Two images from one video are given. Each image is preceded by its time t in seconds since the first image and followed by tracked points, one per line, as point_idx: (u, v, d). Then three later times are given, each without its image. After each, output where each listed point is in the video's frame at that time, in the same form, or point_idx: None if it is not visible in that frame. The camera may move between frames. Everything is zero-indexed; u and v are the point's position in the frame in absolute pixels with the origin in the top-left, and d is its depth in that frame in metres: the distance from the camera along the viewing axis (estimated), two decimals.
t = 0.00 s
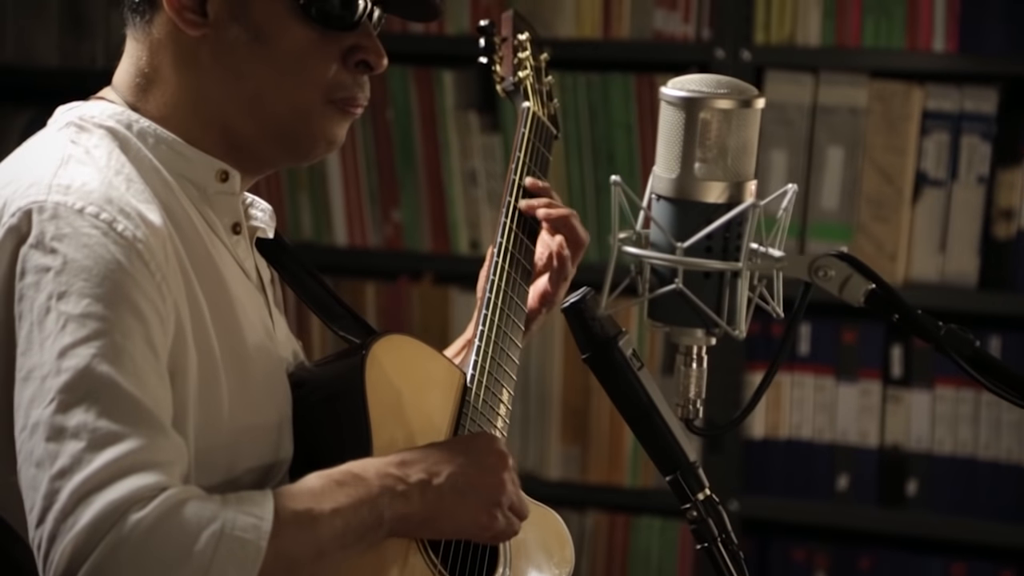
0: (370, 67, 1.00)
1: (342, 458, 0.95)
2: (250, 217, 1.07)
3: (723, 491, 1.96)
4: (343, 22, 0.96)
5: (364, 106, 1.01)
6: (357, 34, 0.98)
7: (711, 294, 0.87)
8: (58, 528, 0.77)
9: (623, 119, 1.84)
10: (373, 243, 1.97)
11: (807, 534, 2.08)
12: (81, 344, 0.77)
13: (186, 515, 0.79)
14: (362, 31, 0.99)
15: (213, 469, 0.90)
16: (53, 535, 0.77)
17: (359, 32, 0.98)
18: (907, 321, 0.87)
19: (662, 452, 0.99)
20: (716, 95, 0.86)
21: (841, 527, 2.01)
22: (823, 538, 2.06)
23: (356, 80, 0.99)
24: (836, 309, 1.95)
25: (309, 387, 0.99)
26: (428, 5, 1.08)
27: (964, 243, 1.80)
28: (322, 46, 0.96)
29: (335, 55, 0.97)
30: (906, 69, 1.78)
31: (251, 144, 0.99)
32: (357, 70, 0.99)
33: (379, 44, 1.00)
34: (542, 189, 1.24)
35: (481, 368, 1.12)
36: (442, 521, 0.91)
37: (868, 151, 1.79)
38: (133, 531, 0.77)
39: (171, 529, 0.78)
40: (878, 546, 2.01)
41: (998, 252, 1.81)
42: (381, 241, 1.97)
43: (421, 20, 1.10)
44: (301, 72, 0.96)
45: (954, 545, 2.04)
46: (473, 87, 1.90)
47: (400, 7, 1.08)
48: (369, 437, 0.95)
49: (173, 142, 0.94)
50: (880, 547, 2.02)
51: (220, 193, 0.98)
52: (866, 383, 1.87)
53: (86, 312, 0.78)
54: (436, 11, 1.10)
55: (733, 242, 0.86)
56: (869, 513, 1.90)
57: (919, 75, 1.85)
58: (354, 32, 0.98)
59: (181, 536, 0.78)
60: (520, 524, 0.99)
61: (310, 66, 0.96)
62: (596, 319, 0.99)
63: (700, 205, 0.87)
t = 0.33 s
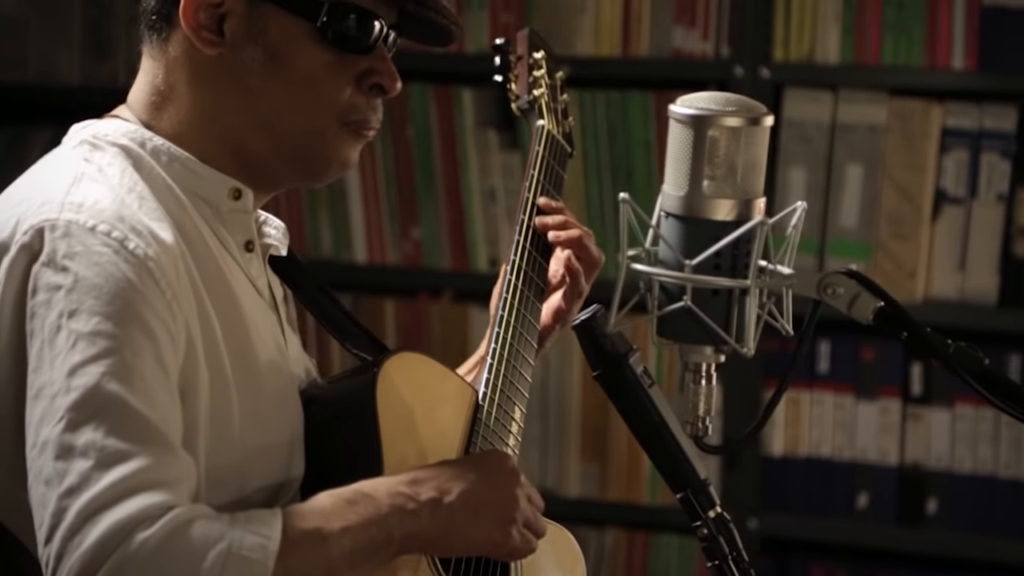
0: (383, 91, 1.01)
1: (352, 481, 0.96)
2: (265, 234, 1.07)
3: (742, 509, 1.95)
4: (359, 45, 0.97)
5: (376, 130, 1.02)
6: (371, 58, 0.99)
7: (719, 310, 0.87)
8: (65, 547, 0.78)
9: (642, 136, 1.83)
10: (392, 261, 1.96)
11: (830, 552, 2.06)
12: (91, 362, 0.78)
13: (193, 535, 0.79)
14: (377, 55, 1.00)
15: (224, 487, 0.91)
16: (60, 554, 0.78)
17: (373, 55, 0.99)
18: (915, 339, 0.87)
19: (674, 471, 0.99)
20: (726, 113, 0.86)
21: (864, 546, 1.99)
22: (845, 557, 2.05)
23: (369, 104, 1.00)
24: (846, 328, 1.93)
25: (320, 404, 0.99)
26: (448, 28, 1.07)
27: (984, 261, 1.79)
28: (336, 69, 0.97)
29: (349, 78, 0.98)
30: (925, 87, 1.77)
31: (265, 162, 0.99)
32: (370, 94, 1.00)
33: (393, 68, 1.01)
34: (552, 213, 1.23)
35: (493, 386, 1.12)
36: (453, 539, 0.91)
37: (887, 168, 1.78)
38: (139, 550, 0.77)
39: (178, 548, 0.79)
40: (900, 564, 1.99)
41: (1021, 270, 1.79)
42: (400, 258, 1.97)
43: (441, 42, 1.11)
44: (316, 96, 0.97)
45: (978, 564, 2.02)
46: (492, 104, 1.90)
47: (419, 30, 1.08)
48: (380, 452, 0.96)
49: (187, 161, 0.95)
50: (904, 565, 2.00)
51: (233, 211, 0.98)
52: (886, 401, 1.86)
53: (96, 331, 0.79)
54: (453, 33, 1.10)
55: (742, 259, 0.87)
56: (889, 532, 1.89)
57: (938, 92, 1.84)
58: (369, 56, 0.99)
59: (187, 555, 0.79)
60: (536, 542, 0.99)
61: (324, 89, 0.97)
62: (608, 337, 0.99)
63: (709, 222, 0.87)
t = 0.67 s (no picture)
0: (395, 106, 1.01)
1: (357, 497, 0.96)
2: (274, 250, 1.08)
3: (761, 526, 1.93)
4: (370, 61, 0.97)
5: (387, 146, 1.02)
6: (382, 74, 0.99)
7: (727, 327, 0.87)
8: (68, 564, 0.79)
9: (661, 154, 1.82)
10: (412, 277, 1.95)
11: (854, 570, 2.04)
12: (96, 380, 0.80)
13: (194, 552, 0.81)
14: (387, 70, 1.00)
15: (232, 501, 0.91)
16: (62, 572, 0.80)
17: (384, 72, 0.99)
18: (923, 355, 0.87)
19: (684, 488, 0.99)
20: (733, 129, 0.86)
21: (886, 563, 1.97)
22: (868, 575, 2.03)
23: (380, 119, 1.00)
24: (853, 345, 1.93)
25: (328, 419, 1.00)
26: (460, 45, 1.07)
27: (1004, 278, 1.78)
28: (346, 85, 0.97)
29: (360, 94, 0.98)
30: (944, 104, 1.77)
31: (275, 180, 0.99)
32: (381, 109, 1.00)
33: (404, 84, 1.01)
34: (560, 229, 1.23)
35: (502, 403, 1.12)
36: (459, 553, 0.91)
37: (907, 185, 1.77)
38: (140, 568, 0.79)
39: (178, 567, 0.80)
40: None
41: None
42: (420, 274, 1.95)
43: (453, 60, 1.11)
44: (325, 112, 0.97)
45: None
46: (512, 122, 1.89)
47: (429, 47, 1.07)
48: (386, 466, 0.98)
49: (196, 177, 0.95)
50: None
51: (242, 227, 0.98)
52: (905, 419, 1.85)
53: (102, 348, 0.80)
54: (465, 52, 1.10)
55: (749, 276, 0.87)
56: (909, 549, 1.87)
57: (958, 109, 1.82)
58: (379, 71, 0.99)
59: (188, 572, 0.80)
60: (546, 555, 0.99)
61: (334, 105, 0.97)
62: (617, 353, 0.99)
63: (716, 239, 0.87)
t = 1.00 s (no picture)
0: (400, 122, 1.01)
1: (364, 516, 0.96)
2: (282, 267, 1.08)
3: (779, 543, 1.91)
4: (376, 77, 0.98)
5: (393, 162, 1.03)
6: (388, 90, 1.00)
7: (731, 344, 0.87)
8: None
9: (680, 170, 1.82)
10: (430, 294, 1.95)
11: None
12: (102, 395, 0.80)
13: (201, 566, 0.81)
14: (393, 87, 1.01)
15: (237, 518, 0.92)
16: None
17: (389, 88, 1.00)
18: (926, 372, 0.87)
19: (691, 501, 0.98)
20: (738, 146, 0.86)
21: None
22: None
23: (386, 136, 1.01)
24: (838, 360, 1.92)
25: (336, 436, 1.01)
26: (466, 61, 1.08)
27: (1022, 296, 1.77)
28: (353, 102, 0.98)
29: (367, 109, 0.99)
30: (962, 121, 1.76)
31: (282, 197, 1.00)
32: (387, 126, 1.01)
33: (409, 99, 1.02)
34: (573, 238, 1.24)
35: (512, 419, 1.13)
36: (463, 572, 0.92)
37: (923, 203, 1.77)
38: None
39: None
40: None
41: None
42: (438, 291, 1.95)
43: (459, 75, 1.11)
44: (333, 129, 0.98)
45: None
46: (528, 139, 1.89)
47: (436, 61, 1.08)
48: (393, 486, 0.98)
49: (203, 195, 0.96)
50: None
51: (249, 244, 0.99)
52: (923, 436, 1.83)
53: (108, 363, 0.81)
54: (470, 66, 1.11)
55: (753, 293, 0.87)
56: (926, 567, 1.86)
57: (977, 125, 1.81)
58: (386, 88, 0.99)
59: None
60: None
61: (342, 121, 0.98)
62: (625, 368, 0.99)
63: (720, 256, 0.87)
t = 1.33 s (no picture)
0: (407, 142, 1.02)
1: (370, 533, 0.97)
2: (289, 284, 1.09)
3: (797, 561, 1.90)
4: (383, 96, 0.98)
5: (399, 182, 1.03)
6: (394, 111, 1.00)
7: (734, 361, 0.87)
8: None
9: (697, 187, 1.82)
10: (447, 310, 1.95)
11: None
12: (109, 410, 0.80)
13: None
14: (400, 107, 1.01)
15: (243, 534, 0.92)
16: None
17: (397, 108, 1.00)
18: (932, 389, 0.87)
19: (696, 519, 0.97)
20: (740, 163, 0.86)
21: None
22: None
23: (393, 156, 1.01)
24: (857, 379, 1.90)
25: (343, 452, 1.01)
26: (474, 83, 1.08)
27: None
28: (360, 122, 0.98)
29: (373, 130, 0.99)
30: (979, 138, 1.75)
31: (290, 215, 1.00)
32: (394, 146, 1.01)
33: (416, 119, 1.02)
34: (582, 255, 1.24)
35: (518, 436, 1.13)
36: None
37: (940, 220, 1.76)
38: None
39: None
40: None
41: None
42: (455, 308, 1.95)
43: (468, 96, 1.11)
44: (339, 148, 0.98)
45: None
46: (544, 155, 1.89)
47: (444, 81, 1.08)
48: (399, 502, 0.99)
49: (210, 212, 0.97)
50: None
51: (256, 261, 1.00)
52: (940, 453, 1.83)
53: (114, 379, 0.81)
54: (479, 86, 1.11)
55: (757, 308, 0.86)
56: None
57: (994, 143, 1.81)
58: (392, 108, 1.00)
59: None
60: None
61: (349, 140, 0.98)
62: (631, 386, 0.98)
63: (725, 273, 0.87)
